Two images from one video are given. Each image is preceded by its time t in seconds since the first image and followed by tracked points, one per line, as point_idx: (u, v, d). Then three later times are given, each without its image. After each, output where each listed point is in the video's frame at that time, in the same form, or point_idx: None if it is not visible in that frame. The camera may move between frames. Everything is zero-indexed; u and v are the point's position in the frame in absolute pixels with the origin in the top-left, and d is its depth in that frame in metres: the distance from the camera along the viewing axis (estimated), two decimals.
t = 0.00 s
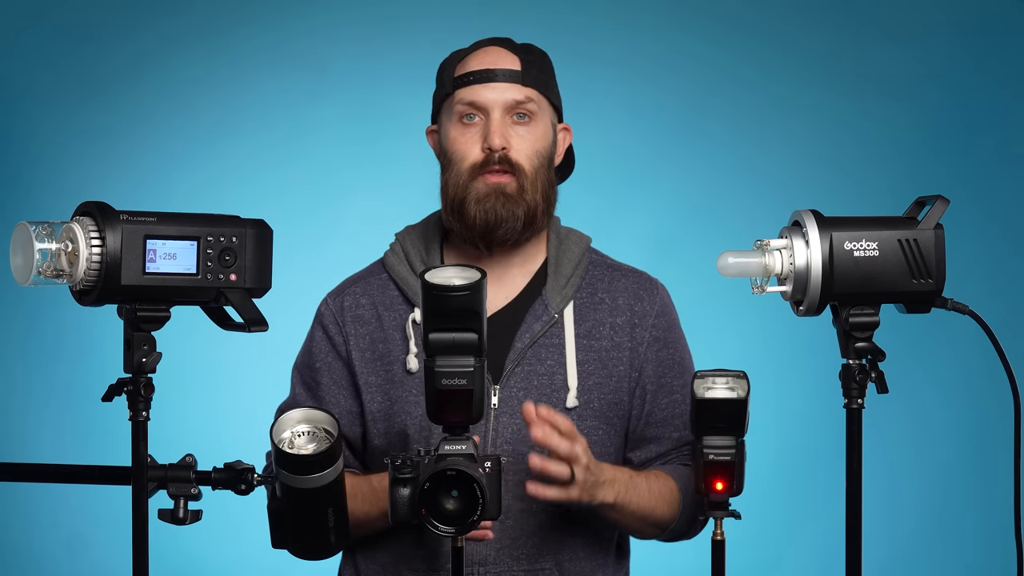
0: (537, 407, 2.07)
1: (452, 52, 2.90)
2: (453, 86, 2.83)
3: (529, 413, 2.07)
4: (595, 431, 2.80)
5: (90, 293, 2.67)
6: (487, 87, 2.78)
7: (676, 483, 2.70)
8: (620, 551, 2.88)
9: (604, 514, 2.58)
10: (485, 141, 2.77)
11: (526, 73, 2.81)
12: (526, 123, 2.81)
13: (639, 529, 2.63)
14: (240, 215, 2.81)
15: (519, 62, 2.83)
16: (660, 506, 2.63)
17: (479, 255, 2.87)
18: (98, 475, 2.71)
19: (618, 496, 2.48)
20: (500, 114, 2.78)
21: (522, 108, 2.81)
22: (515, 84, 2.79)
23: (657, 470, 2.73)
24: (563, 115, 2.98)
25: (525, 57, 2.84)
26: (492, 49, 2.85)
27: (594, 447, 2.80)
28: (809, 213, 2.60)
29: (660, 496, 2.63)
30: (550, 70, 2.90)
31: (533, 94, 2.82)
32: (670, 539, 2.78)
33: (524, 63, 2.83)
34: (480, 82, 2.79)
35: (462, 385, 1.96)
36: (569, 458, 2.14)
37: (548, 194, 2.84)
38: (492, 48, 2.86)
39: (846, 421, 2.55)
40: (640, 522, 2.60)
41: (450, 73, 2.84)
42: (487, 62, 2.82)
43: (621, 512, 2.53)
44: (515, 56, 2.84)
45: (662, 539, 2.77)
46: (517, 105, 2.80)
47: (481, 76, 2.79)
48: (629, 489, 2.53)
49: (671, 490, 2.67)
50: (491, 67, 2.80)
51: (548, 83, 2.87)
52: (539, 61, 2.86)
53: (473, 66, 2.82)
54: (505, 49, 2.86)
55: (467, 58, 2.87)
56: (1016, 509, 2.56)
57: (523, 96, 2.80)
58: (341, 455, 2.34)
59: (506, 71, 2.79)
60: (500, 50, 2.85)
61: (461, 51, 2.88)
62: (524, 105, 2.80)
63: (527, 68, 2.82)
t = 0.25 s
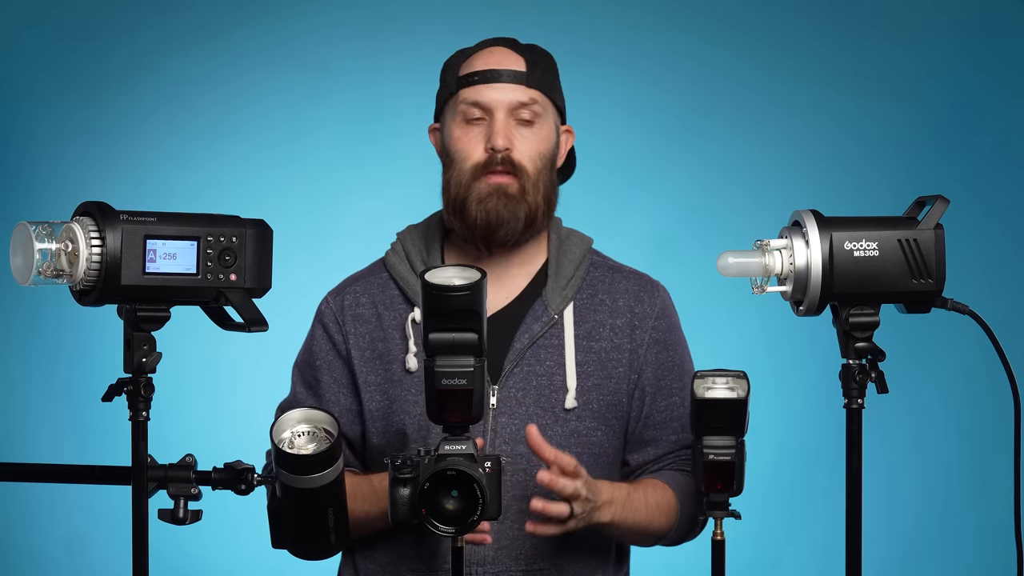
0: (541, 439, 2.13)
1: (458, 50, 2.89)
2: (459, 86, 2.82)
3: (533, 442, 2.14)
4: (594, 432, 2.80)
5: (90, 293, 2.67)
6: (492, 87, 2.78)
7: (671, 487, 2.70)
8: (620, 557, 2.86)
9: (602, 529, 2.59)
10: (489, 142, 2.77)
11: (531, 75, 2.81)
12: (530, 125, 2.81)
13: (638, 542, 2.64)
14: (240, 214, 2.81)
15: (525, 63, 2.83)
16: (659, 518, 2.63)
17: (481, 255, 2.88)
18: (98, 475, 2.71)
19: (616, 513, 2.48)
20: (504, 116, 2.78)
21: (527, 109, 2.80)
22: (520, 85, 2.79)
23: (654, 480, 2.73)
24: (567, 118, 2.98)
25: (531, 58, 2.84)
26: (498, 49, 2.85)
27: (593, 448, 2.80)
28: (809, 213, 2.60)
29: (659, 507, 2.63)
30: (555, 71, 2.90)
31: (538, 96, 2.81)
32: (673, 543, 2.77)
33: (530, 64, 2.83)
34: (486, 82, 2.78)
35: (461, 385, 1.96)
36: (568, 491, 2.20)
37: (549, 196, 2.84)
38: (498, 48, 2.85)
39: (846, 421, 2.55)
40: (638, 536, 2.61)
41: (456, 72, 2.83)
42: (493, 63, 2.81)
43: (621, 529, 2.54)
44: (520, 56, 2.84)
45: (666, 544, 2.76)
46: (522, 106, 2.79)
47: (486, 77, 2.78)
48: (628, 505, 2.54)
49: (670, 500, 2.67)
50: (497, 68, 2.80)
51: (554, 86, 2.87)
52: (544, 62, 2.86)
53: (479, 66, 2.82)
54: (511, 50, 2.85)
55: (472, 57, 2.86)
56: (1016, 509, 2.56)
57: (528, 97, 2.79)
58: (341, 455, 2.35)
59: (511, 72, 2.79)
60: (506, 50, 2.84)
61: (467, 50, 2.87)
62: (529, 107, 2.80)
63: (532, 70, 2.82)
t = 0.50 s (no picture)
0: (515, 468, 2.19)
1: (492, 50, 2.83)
2: (495, 89, 2.77)
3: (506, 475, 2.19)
4: (592, 430, 2.80)
5: (90, 293, 2.67)
6: (533, 97, 2.75)
7: (664, 482, 2.71)
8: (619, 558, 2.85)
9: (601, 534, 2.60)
10: (528, 152, 2.75)
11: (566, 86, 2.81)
12: (563, 137, 2.81)
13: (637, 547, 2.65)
14: (239, 214, 2.81)
15: (560, 74, 2.82)
16: (659, 521, 2.63)
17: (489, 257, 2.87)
18: (98, 475, 2.71)
19: (614, 520, 2.50)
20: (543, 126, 2.76)
21: (561, 121, 2.80)
22: (558, 97, 2.78)
23: (653, 480, 2.72)
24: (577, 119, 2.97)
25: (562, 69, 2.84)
26: (533, 55, 2.82)
27: (591, 446, 2.80)
28: (809, 213, 2.59)
29: (659, 510, 2.63)
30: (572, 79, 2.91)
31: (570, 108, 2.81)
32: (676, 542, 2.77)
33: (563, 75, 2.83)
34: (528, 90, 2.75)
35: (461, 385, 1.96)
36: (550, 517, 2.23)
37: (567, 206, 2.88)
38: (533, 54, 2.82)
39: (846, 421, 2.55)
40: (637, 541, 2.61)
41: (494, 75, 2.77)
42: (534, 70, 2.78)
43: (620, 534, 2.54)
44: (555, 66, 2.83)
45: (670, 543, 2.76)
46: (559, 118, 2.79)
47: (528, 85, 2.75)
48: (626, 509, 2.55)
49: (668, 501, 2.67)
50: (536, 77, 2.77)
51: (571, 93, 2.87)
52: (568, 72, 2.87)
53: (520, 73, 2.77)
54: (544, 58, 2.83)
55: (508, 59, 2.81)
56: (1016, 509, 2.56)
57: (565, 110, 2.79)
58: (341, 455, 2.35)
59: (551, 82, 2.78)
60: (542, 58, 2.82)
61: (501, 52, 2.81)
62: (565, 119, 2.80)
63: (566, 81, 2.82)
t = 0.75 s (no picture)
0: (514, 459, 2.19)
1: (502, 49, 2.83)
2: (504, 87, 2.77)
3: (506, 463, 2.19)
4: (594, 429, 2.80)
5: (90, 293, 2.67)
6: (541, 96, 2.76)
7: (669, 479, 2.71)
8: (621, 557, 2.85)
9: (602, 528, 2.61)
10: (534, 151, 2.75)
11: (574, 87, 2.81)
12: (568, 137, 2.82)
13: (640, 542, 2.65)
14: (239, 214, 2.81)
15: (568, 73, 2.82)
16: (661, 517, 2.63)
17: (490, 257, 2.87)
18: (98, 475, 2.71)
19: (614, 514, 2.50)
20: (550, 125, 2.77)
21: (568, 121, 2.80)
22: (566, 97, 2.78)
23: (655, 478, 2.73)
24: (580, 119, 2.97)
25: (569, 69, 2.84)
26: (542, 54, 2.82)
27: (594, 445, 2.80)
28: (809, 213, 2.59)
29: (660, 506, 2.63)
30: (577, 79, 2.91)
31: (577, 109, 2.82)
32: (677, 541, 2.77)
33: (571, 75, 2.83)
34: (536, 89, 2.75)
35: (461, 385, 1.96)
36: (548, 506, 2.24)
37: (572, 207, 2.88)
38: (541, 53, 2.82)
39: (846, 421, 2.55)
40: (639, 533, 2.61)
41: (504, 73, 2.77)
42: (542, 70, 2.78)
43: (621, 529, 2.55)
44: (563, 67, 2.83)
45: (673, 540, 2.76)
46: (566, 118, 2.79)
47: (536, 84, 2.75)
48: (628, 505, 2.55)
49: (670, 498, 2.66)
50: (545, 76, 2.77)
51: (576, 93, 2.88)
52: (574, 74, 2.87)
53: (529, 71, 2.77)
54: (553, 58, 2.84)
55: (516, 58, 2.81)
56: (1016, 509, 2.56)
57: (572, 109, 2.80)
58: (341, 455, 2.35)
59: (559, 82, 2.78)
60: (550, 57, 2.82)
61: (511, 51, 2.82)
62: (571, 119, 2.80)
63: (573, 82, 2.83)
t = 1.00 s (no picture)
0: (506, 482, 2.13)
1: (496, 52, 2.83)
2: (499, 89, 2.77)
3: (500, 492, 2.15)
4: (598, 428, 2.80)
5: (90, 293, 2.67)
6: (535, 96, 2.75)
7: (661, 481, 2.72)
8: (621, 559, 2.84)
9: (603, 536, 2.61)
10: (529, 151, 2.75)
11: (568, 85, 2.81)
12: (565, 135, 2.81)
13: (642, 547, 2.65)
14: (239, 215, 2.81)
15: (563, 72, 2.81)
16: (662, 521, 2.62)
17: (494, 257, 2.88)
18: (98, 475, 2.71)
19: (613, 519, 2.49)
20: (545, 125, 2.76)
21: (564, 120, 2.80)
22: (561, 97, 2.78)
23: (654, 480, 2.72)
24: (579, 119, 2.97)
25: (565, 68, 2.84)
26: (536, 54, 2.82)
27: (597, 444, 2.80)
28: (809, 213, 2.59)
29: (660, 510, 2.63)
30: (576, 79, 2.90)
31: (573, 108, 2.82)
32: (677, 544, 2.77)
33: (566, 74, 2.82)
34: (530, 89, 2.75)
35: (462, 385, 1.96)
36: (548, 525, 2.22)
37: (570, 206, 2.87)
38: (536, 53, 2.82)
39: (846, 421, 2.55)
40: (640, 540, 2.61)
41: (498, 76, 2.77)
42: (537, 70, 2.78)
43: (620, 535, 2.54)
44: (559, 67, 2.83)
45: (674, 544, 2.76)
46: (561, 116, 2.78)
47: (530, 84, 2.75)
48: (627, 510, 2.54)
49: (670, 503, 2.66)
50: (540, 76, 2.77)
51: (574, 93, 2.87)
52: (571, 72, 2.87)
53: (523, 72, 2.77)
54: (550, 58, 2.83)
55: (511, 60, 2.81)
56: (1016, 509, 2.56)
57: (567, 107, 2.79)
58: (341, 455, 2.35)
59: (553, 81, 2.77)
60: (545, 57, 2.82)
61: (506, 53, 2.82)
62: (566, 117, 2.80)
63: (569, 81, 2.82)
